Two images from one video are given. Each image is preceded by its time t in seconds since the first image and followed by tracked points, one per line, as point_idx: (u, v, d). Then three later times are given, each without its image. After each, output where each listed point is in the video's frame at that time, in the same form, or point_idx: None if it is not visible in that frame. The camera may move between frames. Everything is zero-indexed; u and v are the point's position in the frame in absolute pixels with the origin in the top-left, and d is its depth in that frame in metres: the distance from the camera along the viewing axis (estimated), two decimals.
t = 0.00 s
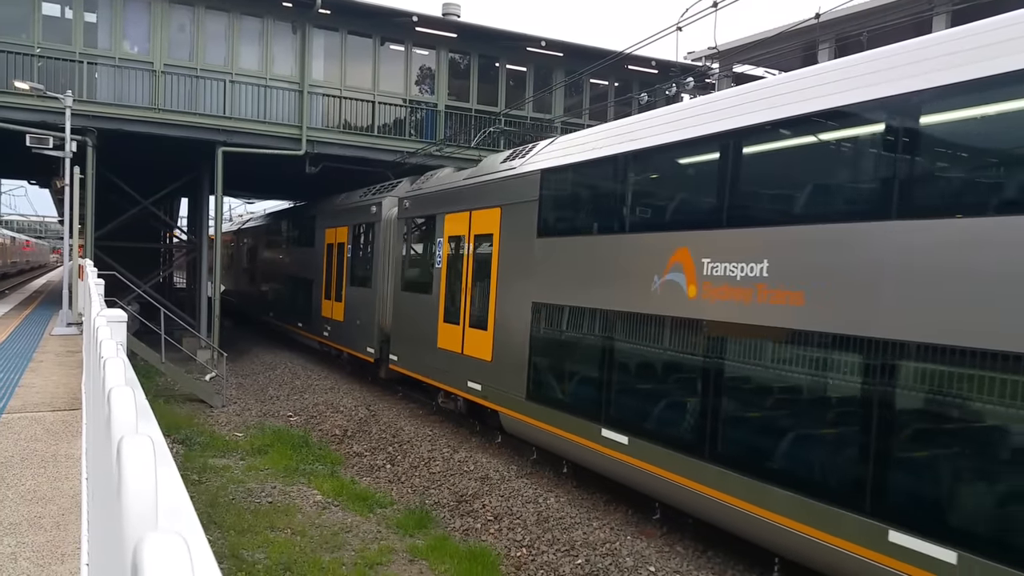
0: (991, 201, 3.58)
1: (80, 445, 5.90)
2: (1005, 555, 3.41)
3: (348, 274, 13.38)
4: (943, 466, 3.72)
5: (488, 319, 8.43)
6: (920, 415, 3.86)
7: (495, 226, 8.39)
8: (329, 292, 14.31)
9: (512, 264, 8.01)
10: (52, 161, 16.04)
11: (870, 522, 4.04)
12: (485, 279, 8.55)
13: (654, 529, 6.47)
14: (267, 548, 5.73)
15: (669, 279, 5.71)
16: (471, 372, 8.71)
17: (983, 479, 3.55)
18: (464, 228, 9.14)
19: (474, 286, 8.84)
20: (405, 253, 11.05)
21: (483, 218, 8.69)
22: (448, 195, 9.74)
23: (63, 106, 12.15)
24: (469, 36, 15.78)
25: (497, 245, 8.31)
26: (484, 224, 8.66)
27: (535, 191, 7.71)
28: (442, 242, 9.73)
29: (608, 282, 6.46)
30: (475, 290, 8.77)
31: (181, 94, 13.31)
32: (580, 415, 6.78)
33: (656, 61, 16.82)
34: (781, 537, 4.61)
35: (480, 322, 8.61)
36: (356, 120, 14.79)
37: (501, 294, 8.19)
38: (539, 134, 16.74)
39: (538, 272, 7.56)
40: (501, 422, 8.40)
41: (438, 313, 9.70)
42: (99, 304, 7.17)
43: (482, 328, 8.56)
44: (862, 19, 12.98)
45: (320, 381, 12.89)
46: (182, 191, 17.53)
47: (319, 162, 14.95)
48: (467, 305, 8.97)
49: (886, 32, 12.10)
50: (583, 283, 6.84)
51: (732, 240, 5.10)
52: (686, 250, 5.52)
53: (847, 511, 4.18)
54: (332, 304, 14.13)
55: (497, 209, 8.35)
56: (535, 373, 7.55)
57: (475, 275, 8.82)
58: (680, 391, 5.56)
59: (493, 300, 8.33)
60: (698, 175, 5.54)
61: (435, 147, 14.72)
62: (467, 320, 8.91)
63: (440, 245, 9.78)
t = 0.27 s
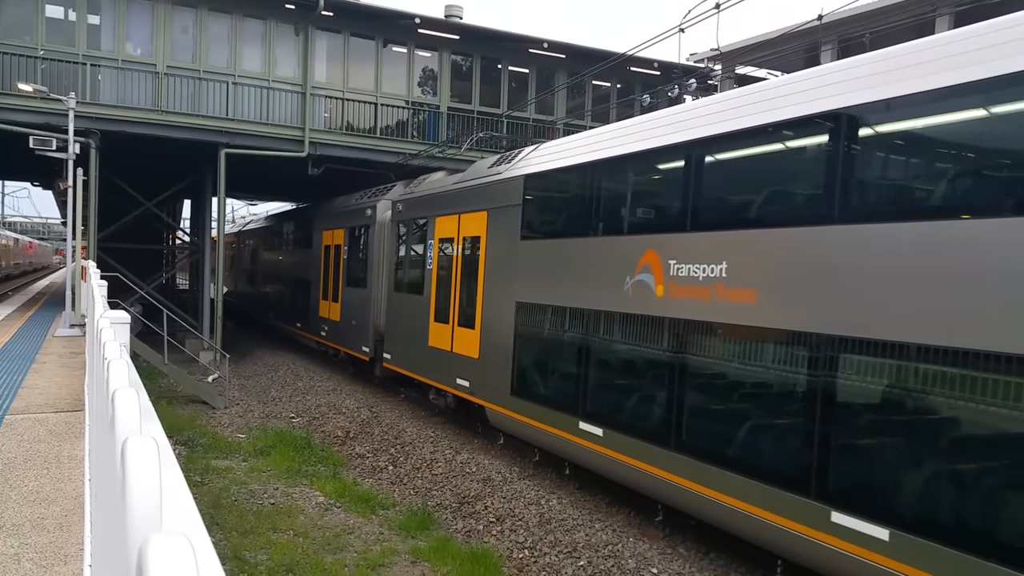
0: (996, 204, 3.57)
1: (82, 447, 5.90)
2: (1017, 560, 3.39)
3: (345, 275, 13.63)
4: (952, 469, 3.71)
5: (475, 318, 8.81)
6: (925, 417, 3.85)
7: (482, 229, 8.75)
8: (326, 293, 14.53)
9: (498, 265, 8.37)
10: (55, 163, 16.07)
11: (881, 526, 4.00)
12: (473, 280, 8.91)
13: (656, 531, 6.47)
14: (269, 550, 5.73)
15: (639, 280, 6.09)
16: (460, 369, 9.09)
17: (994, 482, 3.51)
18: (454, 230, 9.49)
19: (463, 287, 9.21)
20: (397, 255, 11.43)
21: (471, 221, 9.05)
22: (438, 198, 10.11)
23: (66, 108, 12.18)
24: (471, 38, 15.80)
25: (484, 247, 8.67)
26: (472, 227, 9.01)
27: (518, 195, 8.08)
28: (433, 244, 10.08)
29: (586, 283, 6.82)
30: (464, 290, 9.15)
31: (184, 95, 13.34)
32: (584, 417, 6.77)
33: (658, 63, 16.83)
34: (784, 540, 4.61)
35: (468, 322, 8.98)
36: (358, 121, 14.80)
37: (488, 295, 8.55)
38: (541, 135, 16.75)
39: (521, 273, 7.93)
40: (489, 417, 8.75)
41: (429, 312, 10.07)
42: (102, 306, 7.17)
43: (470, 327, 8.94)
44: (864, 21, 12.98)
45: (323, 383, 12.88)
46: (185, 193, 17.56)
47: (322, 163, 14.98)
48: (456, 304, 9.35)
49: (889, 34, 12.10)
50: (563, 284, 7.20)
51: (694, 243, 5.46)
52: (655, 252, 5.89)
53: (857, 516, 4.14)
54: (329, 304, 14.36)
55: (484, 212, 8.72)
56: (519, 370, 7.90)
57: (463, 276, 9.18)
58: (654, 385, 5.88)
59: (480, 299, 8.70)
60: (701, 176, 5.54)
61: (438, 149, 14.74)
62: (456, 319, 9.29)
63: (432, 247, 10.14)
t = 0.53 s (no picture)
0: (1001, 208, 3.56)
1: (82, 448, 5.89)
2: (949, 542, 3.64)
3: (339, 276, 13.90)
4: (897, 458, 3.95)
5: (462, 318, 9.18)
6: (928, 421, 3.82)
7: (469, 233, 9.11)
8: (321, 294, 14.79)
9: (484, 267, 8.73)
10: (56, 164, 16.06)
11: (836, 516, 4.25)
12: (461, 281, 9.27)
13: (656, 535, 6.45)
14: (268, 553, 5.70)
15: (613, 281, 6.46)
16: (449, 367, 9.46)
17: (939, 472, 3.73)
18: (443, 234, 9.84)
19: (451, 288, 9.58)
20: (389, 257, 11.80)
21: (459, 225, 9.41)
22: (427, 202, 10.47)
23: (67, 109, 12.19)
24: (473, 41, 15.81)
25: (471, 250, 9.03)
26: (460, 231, 9.37)
27: (502, 201, 8.45)
28: (423, 247, 10.45)
29: (565, 284, 7.20)
30: (452, 291, 9.52)
31: (185, 97, 13.34)
32: (585, 420, 6.75)
33: (660, 66, 16.84)
34: (783, 543, 4.63)
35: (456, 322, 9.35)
36: (360, 124, 14.79)
37: (474, 296, 8.93)
38: (543, 138, 16.75)
39: (505, 275, 8.29)
40: (476, 415, 9.07)
41: (420, 312, 10.43)
42: (102, 307, 7.15)
43: (457, 327, 9.31)
44: (867, 25, 12.99)
45: (323, 385, 12.86)
46: (185, 195, 17.55)
47: (323, 165, 14.98)
48: (445, 305, 9.74)
49: (891, 38, 12.11)
50: (544, 286, 7.56)
51: (660, 246, 5.85)
52: (627, 255, 6.25)
53: (815, 507, 4.39)
54: (325, 305, 14.63)
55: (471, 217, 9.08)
56: (503, 368, 8.24)
57: (451, 278, 9.56)
58: (626, 381, 6.26)
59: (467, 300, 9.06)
60: (703, 179, 5.53)
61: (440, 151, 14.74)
62: (445, 319, 9.66)
63: (422, 250, 10.51)
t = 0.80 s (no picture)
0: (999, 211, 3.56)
1: (81, 452, 5.89)
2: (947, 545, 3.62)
3: (334, 279, 14.23)
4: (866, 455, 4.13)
5: (449, 319, 9.57)
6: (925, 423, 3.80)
7: (455, 237, 9.49)
8: (317, 296, 15.11)
9: (469, 271, 9.11)
10: (55, 166, 16.06)
11: (782, 501, 4.61)
12: (448, 283, 9.65)
13: (656, 538, 6.46)
14: (267, 556, 5.71)
15: (587, 284, 6.85)
16: (436, 367, 9.82)
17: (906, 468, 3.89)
18: (432, 238, 10.22)
19: (438, 291, 9.96)
20: (380, 261, 12.18)
21: (446, 230, 9.79)
22: (417, 207, 10.85)
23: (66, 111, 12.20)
24: (472, 44, 15.84)
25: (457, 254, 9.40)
26: (447, 235, 9.75)
27: (486, 207, 8.81)
28: (413, 250, 10.81)
29: (543, 286, 7.57)
30: (439, 294, 9.90)
31: (184, 99, 13.35)
32: (586, 425, 6.73)
33: (659, 70, 16.87)
34: (781, 548, 4.63)
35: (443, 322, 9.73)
36: (359, 127, 14.81)
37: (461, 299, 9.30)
38: (542, 142, 16.77)
39: (488, 277, 8.68)
40: (462, 413, 9.42)
41: (409, 313, 10.80)
42: (102, 311, 7.16)
43: (444, 327, 9.68)
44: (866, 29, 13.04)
45: (322, 388, 12.86)
46: (185, 197, 17.55)
47: (323, 169, 15.00)
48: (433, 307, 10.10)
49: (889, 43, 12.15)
50: (524, 288, 7.93)
51: (628, 250, 6.23)
52: (600, 259, 6.62)
53: (762, 492, 4.77)
54: (320, 307, 14.96)
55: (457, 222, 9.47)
56: (487, 366, 8.60)
57: (438, 280, 9.93)
58: (600, 378, 6.62)
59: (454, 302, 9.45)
60: (704, 184, 5.53)
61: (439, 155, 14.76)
62: (433, 319, 10.03)
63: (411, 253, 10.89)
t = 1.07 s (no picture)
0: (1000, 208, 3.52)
1: (83, 452, 5.91)
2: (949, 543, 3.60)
3: (330, 280, 14.57)
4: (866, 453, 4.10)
5: (439, 318, 9.96)
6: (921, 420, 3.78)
7: (445, 238, 9.87)
8: (314, 296, 15.45)
9: (458, 271, 9.49)
10: (57, 168, 16.09)
11: (741, 484, 4.94)
12: (438, 283, 10.02)
13: (657, 538, 6.47)
14: (269, 556, 5.72)
15: (566, 283, 7.21)
16: (428, 364, 10.19)
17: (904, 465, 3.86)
18: (423, 239, 10.59)
19: (429, 290, 10.34)
20: (373, 261, 12.58)
21: (436, 231, 10.18)
22: (409, 209, 11.22)
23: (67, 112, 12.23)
24: (473, 45, 15.85)
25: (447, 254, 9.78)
26: (438, 236, 10.13)
27: (473, 210, 9.16)
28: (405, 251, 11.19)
29: (526, 286, 7.92)
30: (430, 293, 10.29)
31: (185, 100, 13.36)
32: (587, 424, 6.74)
33: (659, 70, 16.88)
34: (783, 547, 4.62)
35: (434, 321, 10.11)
36: (360, 127, 14.81)
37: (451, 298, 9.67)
38: (542, 142, 16.77)
39: (475, 278, 9.05)
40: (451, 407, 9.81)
41: (402, 312, 11.19)
42: (104, 312, 7.18)
43: (435, 325, 10.06)
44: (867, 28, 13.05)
45: (324, 389, 12.88)
46: (186, 198, 17.57)
47: (324, 170, 15.02)
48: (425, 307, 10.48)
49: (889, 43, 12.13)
50: (509, 288, 8.28)
51: (603, 251, 6.59)
52: (577, 259, 6.99)
53: (722, 476, 5.11)
54: (317, 307, 15.30)
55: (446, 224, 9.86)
56: (474, 362, 8.94)
57: (429, 280, 10.31)
58: (591, 376, 6.78)
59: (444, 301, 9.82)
60: (704, 184, 5.53)
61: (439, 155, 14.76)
62: (424, 318, 10.41)
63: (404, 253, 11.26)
